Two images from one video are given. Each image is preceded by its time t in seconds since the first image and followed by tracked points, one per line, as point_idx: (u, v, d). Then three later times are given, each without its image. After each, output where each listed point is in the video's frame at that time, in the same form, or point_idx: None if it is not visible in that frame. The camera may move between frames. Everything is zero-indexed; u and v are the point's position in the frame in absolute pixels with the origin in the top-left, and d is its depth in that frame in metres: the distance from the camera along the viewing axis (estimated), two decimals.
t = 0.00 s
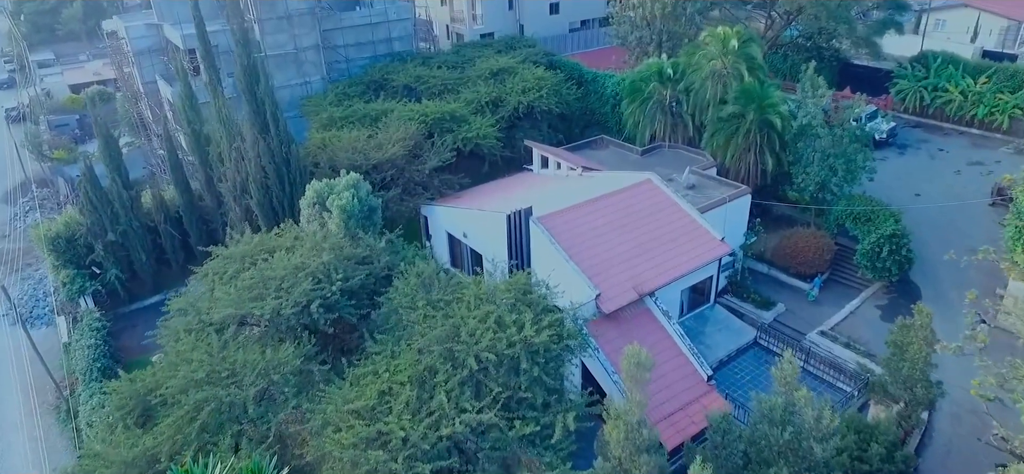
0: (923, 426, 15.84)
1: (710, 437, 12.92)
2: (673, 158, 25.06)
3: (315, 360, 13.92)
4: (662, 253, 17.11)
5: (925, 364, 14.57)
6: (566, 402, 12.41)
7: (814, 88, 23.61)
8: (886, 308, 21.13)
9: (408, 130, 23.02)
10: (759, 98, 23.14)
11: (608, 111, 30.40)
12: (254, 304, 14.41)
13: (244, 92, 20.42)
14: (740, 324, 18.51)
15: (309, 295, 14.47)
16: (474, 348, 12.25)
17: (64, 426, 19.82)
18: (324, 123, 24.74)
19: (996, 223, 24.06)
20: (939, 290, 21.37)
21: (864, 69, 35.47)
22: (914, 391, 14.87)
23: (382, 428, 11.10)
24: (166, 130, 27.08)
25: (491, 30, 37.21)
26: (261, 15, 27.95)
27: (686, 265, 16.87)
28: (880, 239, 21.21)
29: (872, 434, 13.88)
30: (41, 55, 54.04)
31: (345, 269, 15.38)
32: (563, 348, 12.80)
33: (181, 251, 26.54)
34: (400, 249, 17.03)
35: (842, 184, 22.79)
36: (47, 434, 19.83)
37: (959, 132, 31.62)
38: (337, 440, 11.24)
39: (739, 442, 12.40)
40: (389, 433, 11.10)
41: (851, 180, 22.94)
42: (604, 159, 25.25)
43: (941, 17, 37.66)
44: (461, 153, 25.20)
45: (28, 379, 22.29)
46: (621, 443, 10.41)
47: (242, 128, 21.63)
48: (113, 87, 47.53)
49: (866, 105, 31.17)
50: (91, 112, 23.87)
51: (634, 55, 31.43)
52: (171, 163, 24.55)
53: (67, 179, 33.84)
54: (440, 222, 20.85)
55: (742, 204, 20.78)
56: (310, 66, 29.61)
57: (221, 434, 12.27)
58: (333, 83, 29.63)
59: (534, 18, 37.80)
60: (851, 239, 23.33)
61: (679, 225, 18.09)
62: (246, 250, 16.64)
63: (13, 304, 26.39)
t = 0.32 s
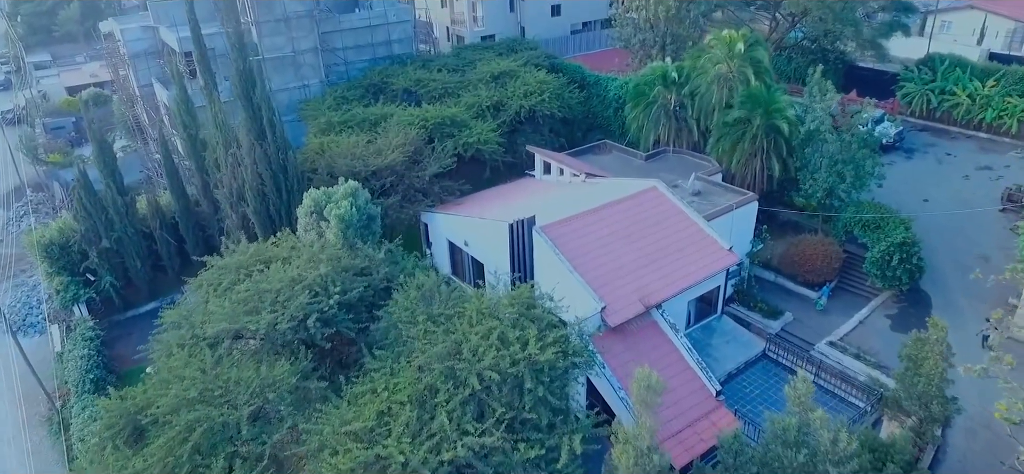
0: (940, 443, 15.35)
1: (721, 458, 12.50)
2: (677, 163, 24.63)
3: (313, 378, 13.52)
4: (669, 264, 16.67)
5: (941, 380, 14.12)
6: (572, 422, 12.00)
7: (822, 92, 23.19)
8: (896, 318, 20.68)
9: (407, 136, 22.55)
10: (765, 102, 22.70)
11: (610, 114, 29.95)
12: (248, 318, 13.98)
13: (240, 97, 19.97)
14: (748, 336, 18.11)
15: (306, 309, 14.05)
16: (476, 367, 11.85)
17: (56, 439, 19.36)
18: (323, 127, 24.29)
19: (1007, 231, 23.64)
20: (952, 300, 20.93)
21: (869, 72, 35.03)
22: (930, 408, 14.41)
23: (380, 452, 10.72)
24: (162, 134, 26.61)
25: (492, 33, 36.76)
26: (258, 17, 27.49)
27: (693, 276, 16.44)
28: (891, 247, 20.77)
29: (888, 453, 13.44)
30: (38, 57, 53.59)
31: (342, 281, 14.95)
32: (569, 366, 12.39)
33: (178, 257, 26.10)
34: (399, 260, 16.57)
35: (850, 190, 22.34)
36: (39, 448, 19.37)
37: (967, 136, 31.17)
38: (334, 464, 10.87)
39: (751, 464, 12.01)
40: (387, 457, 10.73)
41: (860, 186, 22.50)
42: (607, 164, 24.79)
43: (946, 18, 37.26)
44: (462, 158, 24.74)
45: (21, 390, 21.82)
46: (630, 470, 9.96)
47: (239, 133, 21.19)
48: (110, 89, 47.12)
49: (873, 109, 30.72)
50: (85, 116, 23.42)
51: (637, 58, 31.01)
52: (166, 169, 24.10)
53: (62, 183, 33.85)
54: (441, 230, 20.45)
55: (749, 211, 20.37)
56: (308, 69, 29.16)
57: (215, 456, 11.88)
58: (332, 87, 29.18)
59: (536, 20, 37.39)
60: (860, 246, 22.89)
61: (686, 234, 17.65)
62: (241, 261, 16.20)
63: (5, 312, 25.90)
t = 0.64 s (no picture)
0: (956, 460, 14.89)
1: None
2: (682, 168, 24.20)
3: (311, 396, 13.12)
4: (676, 274, 16.24)
5: (959, 397, 13.70)
6: (579, 445, 11.66)
7: (830, 97, 22.80)
8: (907, 328, 20.24)
9: (408, 141, 22.10)
10: (772, 107, 22.31)
11: (613, 118, 29.52)
12: (244, 333, 13.56)
13: (236, 103, 19.56)
14: (756, 348, 17.70)
15: (304, 324, 13.64)
16: (479, 386, 11.46)
17: (48, 452, 18.93)
18: (321, 132, 23.85)
19: (1019, 238, 23.24)
20: (964, 309, 20.52)
21: (875, 75, 34.57)
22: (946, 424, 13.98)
23: None
24: (158, 139, 26.19)
25: (493, 35, 36.35)
26: (256, 20, 27.04)
27: (701, 287, 16.01)
28: (901, 256, 20.35)
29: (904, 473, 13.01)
30: (35, 58, 53.22)
31: (340, 294, 14.53)
32: (575, 385, 12.00)
33: (174, 264, 25.67)
34: (399, 271, 16.14)
35: (859, 197, 21.93)
36: (30, 461, 18.93)
37: (975, 140, 30.74)
38: None
39: None
40: None
41: (869, 193, 22.08)
42: (610, 170, 24.36)
43: (952, 20, 36.84)
44: (463, 164, 24.29)
45: (13, 401, 21.37)
46: None
47: (236, 139, 20.78)
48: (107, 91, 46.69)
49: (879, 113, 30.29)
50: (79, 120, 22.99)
51: (640, 61, 30.60)
52: (162, 174, 23.67)
53: (57, 187, 33.30)
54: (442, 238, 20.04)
55: (756, 219, 19.97)
56: (307, 73, 28.75)
57: None
58: (331, 90, 28.74)
59: (537, 21, 36.97)
60: (868, 253, 22.48)
61: (693, 243, 17.23)
62: (236, 272, 15.77)
63: None
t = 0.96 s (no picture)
0: None
1: None
2: (687, 174, 23.76)
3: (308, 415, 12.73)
4: (684, 286, 15.81)
5: (977, 415, 13.27)
6: (585, 468, 11.42)
7: (838, 101, 22.40)
8: (918, 338, 19.80)
9: (408, 146, 21.64)
10: (780, 112, 21.94)
11: (616, 121, 29.11)
12: (239, 349, 13.16)
13: (233, 108, 19.17)
14: (764, 360, 17.31)
15: (301, 339, 13.25)
16: (482, 407, 11.11)
17: (40, 465, 18.51)
18: (320, 137, 23.41)
19: None
20: (975, 319, 20.11)
21: (881, 78, 34.09)
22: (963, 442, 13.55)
23: None
24: (155, 143, 25.79)
25: (494, 37, 35.95)
26: (253, 23, 26.58)
27: (709, 299, 15.57)
28: (912, 264, 19.91)
29: None
30: (33, 60, 52.90)
31: (338, 307, 14.11)
32: (581, 405, 11.63)
33: (170, 270, 25.26)
34: (399, 282, 15.73)
35: (868, 204, 21.51)
36: None
37: (983, 144, 30.33)
38: None
39: None
40: None
41: (878, 200, 21.65)
42: (614, 176, 23.96)
43: (958, 22, 36.35)
44: (464, 170, 23.84)
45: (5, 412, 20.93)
46: None
47: (232, 145, 20.37)
48: (104, 93, 46.27)
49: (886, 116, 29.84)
50: (73, 125, 22.57)
51: (644, 64, 30.18)
52: (158, 179, 23.26)
53: (52, 190, 32.76)
54: (444, 246, 19.70)
55: (764, 227, 19.56)
56: (305, 76, 28.32)
57: None
58: (330, 94, 28.31)
59: (539, 23, 36.54)
60: (877, 261, 22.04)
61: (701, 253, 16.80)
62: (232, 284, 15.36)
63: None
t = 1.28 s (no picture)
0: None
1: None
2: (692, 180, 23.36)
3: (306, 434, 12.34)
4: (691, 297, 15.40)
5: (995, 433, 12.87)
6: None
7: (846, 106, 21.98)
8: (928, 349, 19.40)
9: (408, 152, 21.20)
10: (787, 117, 21.52)
11: (619, 125, 28.70)
12: (235, 365, 12.77)
13: (230, 114, 18.76)
14: (773, 372, 16.92)
15: (299, 354, 12.85)
16: (486, 429, 10.75)
17: None
18: (319, 142, 22.98)
19: None
20: (987, 329, 19.70)
21: (887, 80, 33.67)
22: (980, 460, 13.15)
23: None
24: (150, 148, 25.35)
25: (495, 39, 35.54)
26: (251, 25, 26.15)
27: (718, 311, 15.16)
28: (923, 273, 19.48)
29: None
30: (30, 62, 52.46)
31: (336, 321, 13.71)
32: (588, 426, 11.26)
33: (167, 277, 24.83)
34: (399, 294, 15.33)
35: (877, 210, 21.10)
36: None
37: (991, 147, 29.93)
38: None
39: None
40: None
41: (887, 206, 21.23)
42: (618, 181, 23.58)
43: (964, 24, 35.92)
44: (465, 176, 23.41)
45: None
46: None
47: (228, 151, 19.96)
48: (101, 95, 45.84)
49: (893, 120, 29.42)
50: (67, 130, 22.15)
51: (647, 67, 29.77)
52: (154, 184, 22.83)
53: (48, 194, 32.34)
54: (445, 254, 19.38)
55: (771, 235, 19.14)
56: (304, 79, 27.90)
57: None
58: (329, 97, 27.91)
59: (540, 25, 36.17)
60: (886, 269, 21.63)
61: (708, 263, 16.38)
62: (227, 296, 14.96)
63: None
